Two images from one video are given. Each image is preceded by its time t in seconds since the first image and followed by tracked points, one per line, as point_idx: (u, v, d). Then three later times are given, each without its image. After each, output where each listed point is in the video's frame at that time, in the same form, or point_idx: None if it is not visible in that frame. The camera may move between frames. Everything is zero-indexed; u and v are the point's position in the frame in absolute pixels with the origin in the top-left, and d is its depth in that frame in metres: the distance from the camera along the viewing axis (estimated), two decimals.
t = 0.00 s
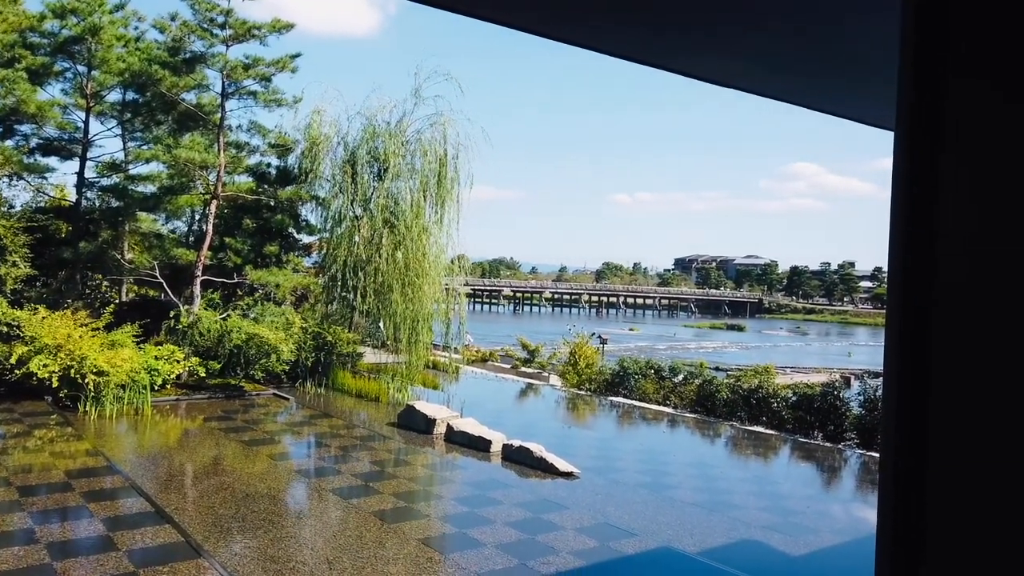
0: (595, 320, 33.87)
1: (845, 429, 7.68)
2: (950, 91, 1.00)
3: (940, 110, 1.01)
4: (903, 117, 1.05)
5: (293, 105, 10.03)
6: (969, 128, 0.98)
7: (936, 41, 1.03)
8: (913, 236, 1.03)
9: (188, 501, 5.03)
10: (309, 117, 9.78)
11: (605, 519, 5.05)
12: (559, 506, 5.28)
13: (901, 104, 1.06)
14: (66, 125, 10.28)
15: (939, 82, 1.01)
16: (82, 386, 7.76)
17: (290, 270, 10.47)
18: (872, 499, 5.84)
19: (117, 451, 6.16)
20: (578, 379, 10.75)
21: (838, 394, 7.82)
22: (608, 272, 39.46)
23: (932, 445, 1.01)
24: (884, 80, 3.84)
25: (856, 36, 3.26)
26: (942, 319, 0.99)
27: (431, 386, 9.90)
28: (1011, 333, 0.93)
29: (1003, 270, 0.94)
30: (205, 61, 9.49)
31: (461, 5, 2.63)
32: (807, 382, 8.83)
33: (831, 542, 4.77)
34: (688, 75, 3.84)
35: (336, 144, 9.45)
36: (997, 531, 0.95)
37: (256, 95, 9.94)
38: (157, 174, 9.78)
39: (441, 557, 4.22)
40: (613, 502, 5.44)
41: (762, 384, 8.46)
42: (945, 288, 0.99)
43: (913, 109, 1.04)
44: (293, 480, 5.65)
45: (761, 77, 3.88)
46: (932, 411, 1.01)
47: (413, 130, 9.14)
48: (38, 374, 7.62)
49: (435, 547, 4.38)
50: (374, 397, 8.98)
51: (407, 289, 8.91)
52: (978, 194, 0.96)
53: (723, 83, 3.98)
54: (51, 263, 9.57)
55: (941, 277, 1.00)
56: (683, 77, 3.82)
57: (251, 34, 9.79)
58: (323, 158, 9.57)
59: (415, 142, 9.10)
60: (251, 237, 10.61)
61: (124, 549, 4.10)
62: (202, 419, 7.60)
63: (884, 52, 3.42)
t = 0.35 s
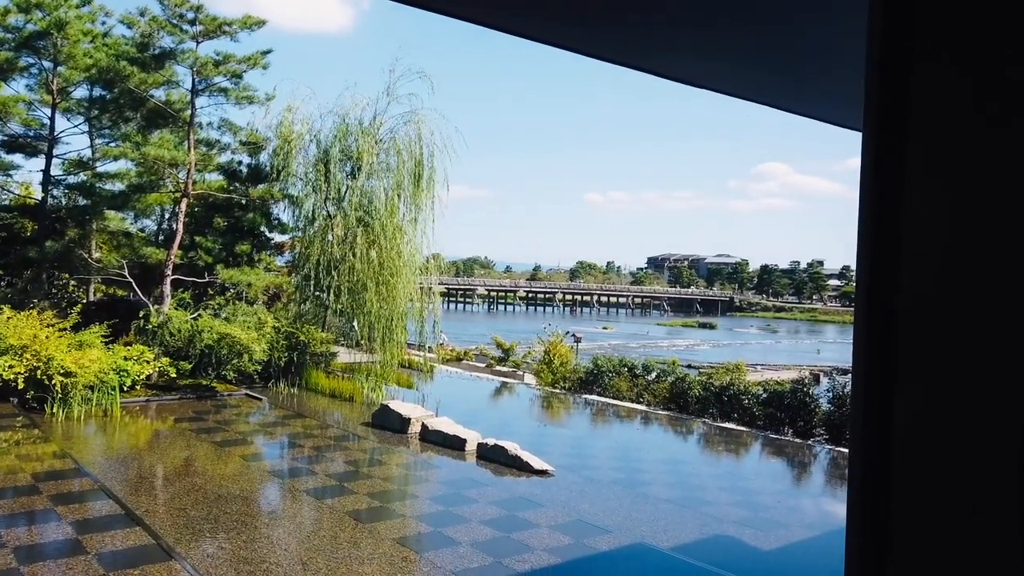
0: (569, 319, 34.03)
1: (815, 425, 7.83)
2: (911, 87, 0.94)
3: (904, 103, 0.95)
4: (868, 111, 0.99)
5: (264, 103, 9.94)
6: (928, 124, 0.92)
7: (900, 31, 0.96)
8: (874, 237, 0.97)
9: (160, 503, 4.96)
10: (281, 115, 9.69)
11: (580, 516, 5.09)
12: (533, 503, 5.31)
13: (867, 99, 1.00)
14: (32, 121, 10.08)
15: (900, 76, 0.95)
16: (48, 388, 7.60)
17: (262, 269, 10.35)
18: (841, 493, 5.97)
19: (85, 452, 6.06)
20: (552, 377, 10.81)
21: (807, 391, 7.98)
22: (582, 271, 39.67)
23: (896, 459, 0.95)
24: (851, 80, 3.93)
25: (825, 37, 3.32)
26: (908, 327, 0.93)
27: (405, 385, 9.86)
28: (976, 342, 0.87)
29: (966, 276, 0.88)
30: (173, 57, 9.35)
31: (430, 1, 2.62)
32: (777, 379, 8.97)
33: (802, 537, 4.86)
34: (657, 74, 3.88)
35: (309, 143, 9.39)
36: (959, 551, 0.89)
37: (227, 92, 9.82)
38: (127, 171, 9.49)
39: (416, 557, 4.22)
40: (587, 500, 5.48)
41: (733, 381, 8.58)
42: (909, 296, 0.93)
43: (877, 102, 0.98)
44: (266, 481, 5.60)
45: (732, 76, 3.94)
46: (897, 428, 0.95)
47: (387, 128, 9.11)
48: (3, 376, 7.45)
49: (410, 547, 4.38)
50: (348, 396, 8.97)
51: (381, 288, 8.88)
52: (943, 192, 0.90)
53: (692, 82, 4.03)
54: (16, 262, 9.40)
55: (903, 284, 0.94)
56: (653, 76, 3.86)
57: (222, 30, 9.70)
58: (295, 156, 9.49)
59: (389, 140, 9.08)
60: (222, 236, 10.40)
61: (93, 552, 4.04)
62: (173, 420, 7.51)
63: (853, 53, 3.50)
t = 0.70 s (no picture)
0: (558, 313, 34.11)
1: (801, 417, 7.91)
2: (897, 115, 1.07)
3: (891, 129, 1.08)
4: (855, 134, 1.13)
5: (251, 96, 9.86)
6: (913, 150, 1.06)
7: (886, 68, 1.09)
8: (864, 248, 1.10)
9: (147, 498, 4.95)
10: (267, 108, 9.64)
11: (569, 509, 5.12)
12: (523, 496, 5.35)
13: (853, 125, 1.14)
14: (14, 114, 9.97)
15: (887, 106, 1.09)
16: (33, 383, 7.56)
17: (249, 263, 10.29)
18: (827, 484, 6.04)
19: (71, 448, 6.02)
20: (541, 371, 10.84)
21: (793, 383, 7.97)
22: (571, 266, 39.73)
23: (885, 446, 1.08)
24: (837, 73, 3.96)
25: (813, 32, 3.37)
26: (894, 327, 1.07)
27: (394, 379, 9.86)
28: (947, 334, 1.03)
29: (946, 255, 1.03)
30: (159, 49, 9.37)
31: None
32: (764, 371, 9.04)
33: (788, 528, 4.91)
34: (646, 67, 3.89)
35: (296, 136, 9.35)
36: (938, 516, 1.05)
37: (212, 85, 9.75)
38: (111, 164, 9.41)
39: (406, 550, 4.24)
40: (576, 492, 5.51)
41: (720, 373, 8.64)
42: (895, 299, 1.07)
43: (865, 127, 1.11)
44: (254, 476, 5.59)
45: (721, 71, 3.99)
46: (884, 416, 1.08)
47: (374, 122, 9.09)
48: None
49: (399, 540, 4.40)
50: (336, 390, 9.04)
51: (369, 282, 8.88)
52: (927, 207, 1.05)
53: (683, 75, 4.05)
54: None
55: (890, 290, 1.07)
56: (641, 69, 3.86)
57: (207, 23, 9.61)
58: (282, 149, 9.44)
59: (377, 134, 9.06)
60: (209, 230, 10.21)
61: (80, 547, 4.03)
62: (160, 416, 7.48)
63: (839, 47, 3.54)
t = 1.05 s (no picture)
0: (553, 305, 34.21)
1: (795, 408, 7.94)
2: (894, 114, 1.15)
3: (886, 125, 1.16)
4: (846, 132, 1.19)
5: (245, 88, 9.81)
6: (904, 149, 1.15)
7: (882, 69, 1.16)
8: (861, 236, 1.17)
9: (142, 491, 4.95)
10: (262, 100, 9.60)
11: (564, 500, 5.14)
12: (518, 487, 5.37)
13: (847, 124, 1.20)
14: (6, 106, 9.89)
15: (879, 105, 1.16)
16: (28, 377, 7.54)
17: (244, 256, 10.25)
18: (821, 474, 6.08)
19: (67, 441, 6.03)
20: (537, 363, 10.87)
21: (788, 372, 7.98)
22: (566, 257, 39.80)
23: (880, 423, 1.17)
24: (833, 64, 3.96)
25: (809, 22, 3.37)
26: (889, 307, 1.15)
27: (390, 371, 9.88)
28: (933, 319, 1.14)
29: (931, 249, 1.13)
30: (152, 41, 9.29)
31: None
32: (759, 361, 9.06)
33: (783, 518, 4.95)
34: (644, 58, 3.88)
35: (291, 128, 9.33)
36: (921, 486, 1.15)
37: (206, 77, 9.70)
38: (104, 158, 9.20)
39: (402, 541, 4.26)
40: (572, 483, 5.53)
41: (715, 364, 8.67)
42: (889, 282, 1.16)
43: (862, 122, 1.17)
44: (250, 468, 5.60)
45: (719, 62, 4.00)
46: (879, 393, 1.17)
47: (369, 114, 9.06)
48: None
49: (396, 532, 4.41)
50: (333, 383, 9.09)
51: (364, 274, 8.88)
52: (915, 202, 1.14)
53: (680, 66, 4.05)
54: None
55: (885, 274, 1.16)
56: (639, 60, 3.86)
57: (200, 14, 9.54)
58: (277, 141, 9.41)
59: (372, 126, 9.03)
60: (204, 223, 10.19)
61: (76, 540, 4.03)
62: (156, 409, 7.47)
63: (834, 37, 3.54)
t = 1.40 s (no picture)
0: (546, 296, 34.24)
1: (787, 397, 7.99)
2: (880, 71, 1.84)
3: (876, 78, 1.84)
4: (838, 167, 1.87)
5: (236, 79, 9.74)
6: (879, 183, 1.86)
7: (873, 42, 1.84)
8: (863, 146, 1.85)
9: (134, 484, 4.94)
10: (253, 91, 9.53)
11: (558, 489, 5.17)
12: (512, 477, 5.39)
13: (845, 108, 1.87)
14: None
15: (864, 153, 1.85)
16: (17, 369, 7.49)
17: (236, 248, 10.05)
18: (812, 463, 6.13)
19: (59, 434, 6.02)
20: (529, 354, 10.89)
21: (780, 362, 8.01)
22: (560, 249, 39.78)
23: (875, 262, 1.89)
24: (826, 54, 4.01)
25: (803, 13, 3.42)
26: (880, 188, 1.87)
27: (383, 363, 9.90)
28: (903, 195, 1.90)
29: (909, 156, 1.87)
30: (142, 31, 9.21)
31: None
32: (751, 351, 9.07)
33: (774, 506, 4.99)
34: (641, 50, 3.91)
35: (283, 119, 9.28)
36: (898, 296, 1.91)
37: (197, 68, 9.64)
38: (95, 149, 9.15)
39: (396, 532, 4.27)
40: (565, 473, 5.57)
41: (708, 354, 8.70)
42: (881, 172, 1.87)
43: (862, 75, 1.84)
44: (244, 460, 5.60)
45: (715, 54, 4.04)
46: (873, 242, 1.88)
47: (362, 105, 9.03)
48: None
49: (390, 522, 4.43)
50: (326, 374, 9.08)
51: (358, 265, 8.89)
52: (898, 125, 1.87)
53: (677, 57, 4.08)
54: None
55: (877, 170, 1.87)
56: (636, 52, 3.88)
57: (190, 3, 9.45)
58: (269, 133, 9.36)
59: (365, 117, 8.99)
60: (195, 215, 9.99)
61: (69, 533, 4.03)
62: (148, 401, 7.46)
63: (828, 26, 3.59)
